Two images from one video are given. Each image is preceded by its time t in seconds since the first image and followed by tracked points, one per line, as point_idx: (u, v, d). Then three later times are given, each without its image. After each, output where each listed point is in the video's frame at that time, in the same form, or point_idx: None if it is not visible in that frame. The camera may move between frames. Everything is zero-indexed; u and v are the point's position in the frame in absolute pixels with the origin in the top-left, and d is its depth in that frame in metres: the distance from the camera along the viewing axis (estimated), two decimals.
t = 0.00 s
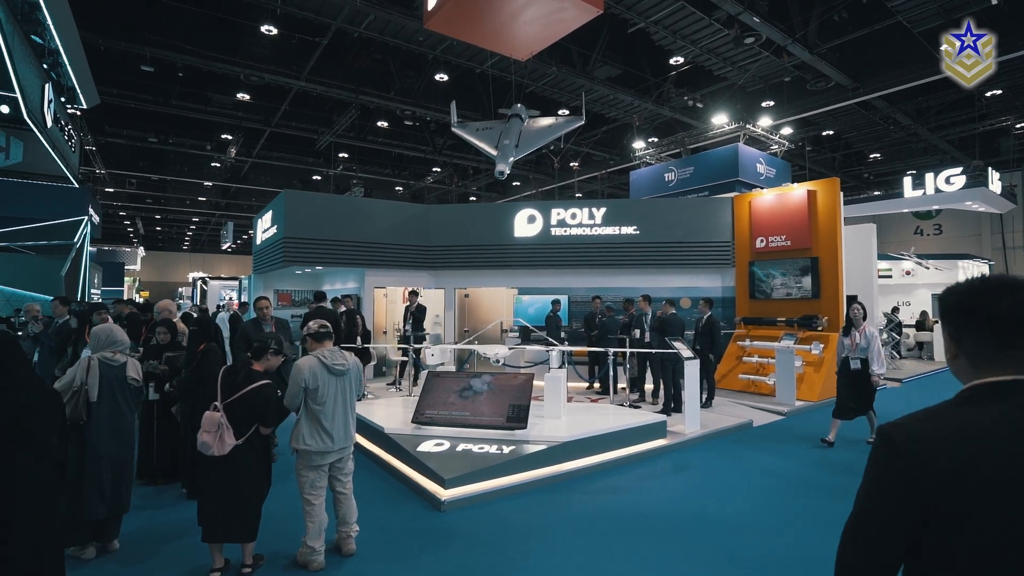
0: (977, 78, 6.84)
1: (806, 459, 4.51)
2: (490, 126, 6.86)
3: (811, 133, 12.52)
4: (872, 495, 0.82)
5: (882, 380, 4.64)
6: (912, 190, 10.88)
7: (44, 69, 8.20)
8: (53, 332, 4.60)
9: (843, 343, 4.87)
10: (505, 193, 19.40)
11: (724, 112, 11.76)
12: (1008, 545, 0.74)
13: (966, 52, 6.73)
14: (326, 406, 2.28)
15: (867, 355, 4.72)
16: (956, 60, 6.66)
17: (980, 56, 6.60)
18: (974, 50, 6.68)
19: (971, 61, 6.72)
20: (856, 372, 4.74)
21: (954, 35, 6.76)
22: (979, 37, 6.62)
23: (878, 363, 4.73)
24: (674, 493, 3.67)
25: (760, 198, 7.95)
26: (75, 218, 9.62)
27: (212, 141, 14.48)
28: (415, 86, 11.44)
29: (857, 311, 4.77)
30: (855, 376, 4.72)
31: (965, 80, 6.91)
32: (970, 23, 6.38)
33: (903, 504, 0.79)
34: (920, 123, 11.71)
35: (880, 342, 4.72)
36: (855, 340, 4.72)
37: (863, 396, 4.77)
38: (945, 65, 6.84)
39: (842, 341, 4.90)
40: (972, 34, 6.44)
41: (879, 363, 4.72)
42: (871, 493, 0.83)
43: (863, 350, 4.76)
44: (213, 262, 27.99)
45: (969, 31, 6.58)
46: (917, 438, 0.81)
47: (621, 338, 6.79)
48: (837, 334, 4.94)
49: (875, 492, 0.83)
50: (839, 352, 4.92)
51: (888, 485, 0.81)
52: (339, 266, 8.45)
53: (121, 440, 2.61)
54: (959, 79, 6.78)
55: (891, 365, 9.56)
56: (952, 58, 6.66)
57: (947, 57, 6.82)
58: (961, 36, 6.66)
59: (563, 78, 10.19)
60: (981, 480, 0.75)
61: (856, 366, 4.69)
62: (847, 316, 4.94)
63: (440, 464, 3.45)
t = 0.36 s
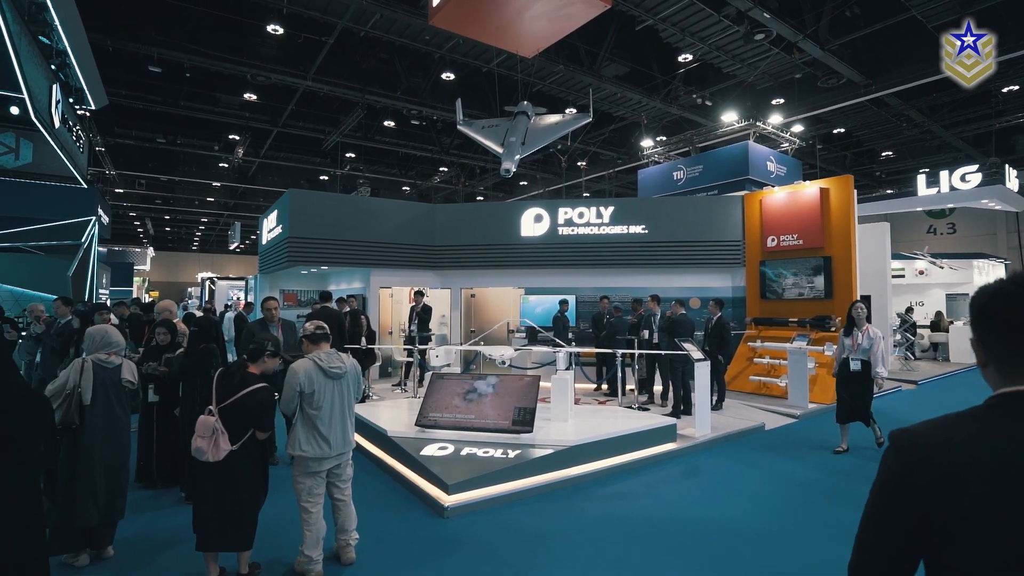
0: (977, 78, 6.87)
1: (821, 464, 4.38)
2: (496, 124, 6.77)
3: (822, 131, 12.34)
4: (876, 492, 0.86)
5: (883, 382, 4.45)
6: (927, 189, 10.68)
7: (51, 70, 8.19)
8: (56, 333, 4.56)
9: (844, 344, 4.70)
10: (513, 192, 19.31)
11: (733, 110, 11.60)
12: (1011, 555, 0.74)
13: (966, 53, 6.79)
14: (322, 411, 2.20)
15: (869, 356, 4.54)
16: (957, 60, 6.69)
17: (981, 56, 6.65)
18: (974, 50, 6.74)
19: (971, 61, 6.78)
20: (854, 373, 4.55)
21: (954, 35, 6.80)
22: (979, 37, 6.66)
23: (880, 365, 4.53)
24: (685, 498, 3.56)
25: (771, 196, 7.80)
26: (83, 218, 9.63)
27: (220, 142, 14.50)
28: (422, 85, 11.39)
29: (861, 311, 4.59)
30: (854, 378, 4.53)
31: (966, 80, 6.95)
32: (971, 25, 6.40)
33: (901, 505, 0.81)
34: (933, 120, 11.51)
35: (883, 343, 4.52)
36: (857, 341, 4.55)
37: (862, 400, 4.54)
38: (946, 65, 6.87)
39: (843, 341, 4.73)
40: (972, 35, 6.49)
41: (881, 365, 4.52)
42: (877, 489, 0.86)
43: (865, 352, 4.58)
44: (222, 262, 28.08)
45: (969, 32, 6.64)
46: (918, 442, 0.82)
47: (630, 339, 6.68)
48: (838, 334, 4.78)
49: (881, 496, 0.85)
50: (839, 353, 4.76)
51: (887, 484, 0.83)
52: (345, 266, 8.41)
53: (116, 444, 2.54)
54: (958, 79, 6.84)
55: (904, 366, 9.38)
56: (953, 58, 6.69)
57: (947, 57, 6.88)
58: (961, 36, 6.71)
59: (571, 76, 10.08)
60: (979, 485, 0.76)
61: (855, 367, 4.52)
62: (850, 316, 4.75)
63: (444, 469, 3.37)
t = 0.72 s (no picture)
0: (977, 78, 6.71)
1: (832, 468, 4.27)
2: (498, 122, 6.68)
3: (830, 128, 12.18)
4: (895, 510, 0.79)
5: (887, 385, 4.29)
6: (937, 187, 10.50)
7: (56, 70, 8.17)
8: (54, 333, 4.52)
9: (844, 345, 4.49)
10: (517, 192, 19.24)
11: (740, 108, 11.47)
12: None
13: (966, 53, 6.68)
14: (314, 415, 2.14)
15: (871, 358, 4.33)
16: (956, 60, 6.58)
17: (981, 56, 6.50)
18: (975, 50, 6.63)
19: (971, 61, 6.62)
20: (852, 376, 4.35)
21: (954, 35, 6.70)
22: (979, 37, 6.54)
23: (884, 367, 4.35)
24: (692, 504, 3.46)
25: (780, 195, 7.67)
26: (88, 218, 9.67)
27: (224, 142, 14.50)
28: (426, 84, 11.33)
29: (862, 311, 4.38)
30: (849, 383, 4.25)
31: (966, 81, 6.77)
32: (971, 23, 6.32)
33: (918, 520, 0.75)
34: (943, 117, 11.33)
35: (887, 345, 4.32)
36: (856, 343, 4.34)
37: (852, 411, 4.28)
38: (945, 65, 6.74)
39: (842, 342, 4.52)
40: (972, 35, 6.39)
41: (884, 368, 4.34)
42: (897, 508, 0.79)
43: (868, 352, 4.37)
44: (228, 262, 28.11)
45: (969, 31, 6.55)
46: (941, 455, 0.76)
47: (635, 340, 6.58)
48: (837, 334, 4.56)
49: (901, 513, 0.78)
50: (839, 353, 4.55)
51: (909, 500, 0.77)
52: (347, 266, 8.35)
53: (106, 448, 2.48)
54: (958, 79, 6.67)
55: (915, 367, 9.23)
56: (952, 58, 6.56)
57: (947, 57, 6.77)
58: (961, 36, 6.62)
59: (575, 74, 9.99)
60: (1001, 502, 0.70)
61: (853, 369, 4.32)
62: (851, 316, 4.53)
63: (444, 474, 3.29)
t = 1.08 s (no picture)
0: (977, 78, 6.50)
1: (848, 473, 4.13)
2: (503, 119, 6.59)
3: (842, 126, 11.98)
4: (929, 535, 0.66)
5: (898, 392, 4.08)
6: (953, 185, 10.27)
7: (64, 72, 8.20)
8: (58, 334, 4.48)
9: (847, 350, 4.23)
10: (525, 192, 19.16)
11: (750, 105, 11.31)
12: None
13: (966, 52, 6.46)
14: (308, 419, 2.11)
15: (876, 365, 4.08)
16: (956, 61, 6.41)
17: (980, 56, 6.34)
18: (975, 49, 6.39)
19: (971, 61, 6.42)
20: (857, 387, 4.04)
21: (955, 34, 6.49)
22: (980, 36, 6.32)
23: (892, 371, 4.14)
24: (702, 511, 3.35)
25: (791, 193, 7.53)
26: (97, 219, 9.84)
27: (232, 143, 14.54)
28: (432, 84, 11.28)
29: (866, 315, 4.10)
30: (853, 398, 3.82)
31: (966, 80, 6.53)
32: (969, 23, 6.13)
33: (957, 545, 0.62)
34: (959, 113, 11.10)
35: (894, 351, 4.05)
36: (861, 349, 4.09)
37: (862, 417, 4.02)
38: (945, 65, 6.58)
39: (845, 348, 4.26)
40: (971, 35, 6.20)
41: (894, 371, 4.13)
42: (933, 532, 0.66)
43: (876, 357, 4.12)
44: (238, 263, 28.25)
45: (969, 31, 6.33)
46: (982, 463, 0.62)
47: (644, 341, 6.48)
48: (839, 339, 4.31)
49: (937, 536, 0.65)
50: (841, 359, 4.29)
51: (946, 523, 0.64)
52: (352, 266, 8.30)
53: (98, 451, 2.42)
54: (958, 79, 6.48)
55: (931, 369, 9.04)
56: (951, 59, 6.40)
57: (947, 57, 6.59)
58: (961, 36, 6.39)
59: (582, 73, 9.89)
60: None
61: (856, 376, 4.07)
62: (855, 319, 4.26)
63: (446, 478, 3.21)
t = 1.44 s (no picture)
0: (977, 77, 6.89)
1: (863, 481, 3.98)
2: (509, 117, 6.52)
3: (855, 124, 11.78)
4: None
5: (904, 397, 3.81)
6: (971, 182, 10.04)
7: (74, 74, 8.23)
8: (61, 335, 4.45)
9: (853, 351, 4.05)
10: (534, 191, 19.05)
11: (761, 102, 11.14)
12: None
13: (966, 52, 6.76)
14: (300, 424, 2.06)
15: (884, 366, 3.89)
16: (956, 61, 6.72)
17: (980, 56, 6.65)
18: (975, 49, 6.71)
19: (971, 61, 6.76)
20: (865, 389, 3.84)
21: (954, 35, 6.80)
22: (979, 37, 6.64)
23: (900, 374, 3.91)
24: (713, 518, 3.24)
25: (803, 190, 7.39)
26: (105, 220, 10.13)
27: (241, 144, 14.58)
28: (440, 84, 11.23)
29: (871, 313, 3.94)
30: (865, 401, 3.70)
31: (966, 79, 6.95)
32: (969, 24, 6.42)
33: None
34: (977, 110, 10.86)
35: (903, 350, 3.88)
36: (868, 349, 3.89)
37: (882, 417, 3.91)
38: (946, 64, 6.87)
39: (851, 348, 4.08)
40: (971, 35, 6.47)
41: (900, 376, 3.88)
42: None
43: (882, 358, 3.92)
44: (248, 264, 28.37)
45: (969, 31, 6.62)
46: None
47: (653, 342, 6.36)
48: (844, 340, 4.13)
49: None
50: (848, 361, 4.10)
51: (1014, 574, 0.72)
52: (358, 267, 8.26)
53: (90, 455, 2.36)
54: (959, 79, 6.85)
55: (948, 371, 8.82)
56: (952, 58, 6.68)
57: (948, 57, 6.89)
58: (961, 36, 6.72)
59: (590, 71, 9.79)
60: None
61: (864, 378, 3.89)
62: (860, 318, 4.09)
63: (448, 483, 3.13)
